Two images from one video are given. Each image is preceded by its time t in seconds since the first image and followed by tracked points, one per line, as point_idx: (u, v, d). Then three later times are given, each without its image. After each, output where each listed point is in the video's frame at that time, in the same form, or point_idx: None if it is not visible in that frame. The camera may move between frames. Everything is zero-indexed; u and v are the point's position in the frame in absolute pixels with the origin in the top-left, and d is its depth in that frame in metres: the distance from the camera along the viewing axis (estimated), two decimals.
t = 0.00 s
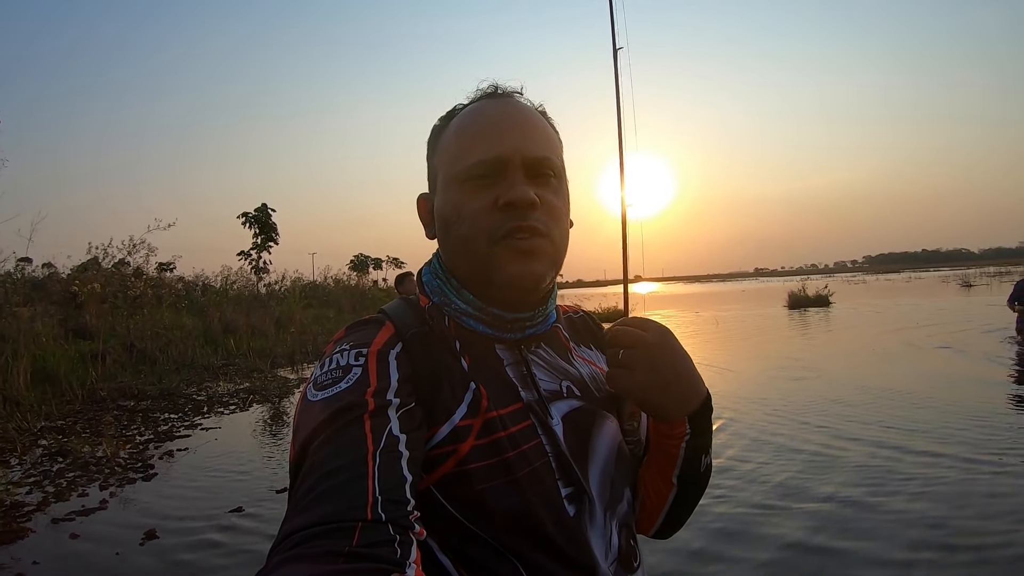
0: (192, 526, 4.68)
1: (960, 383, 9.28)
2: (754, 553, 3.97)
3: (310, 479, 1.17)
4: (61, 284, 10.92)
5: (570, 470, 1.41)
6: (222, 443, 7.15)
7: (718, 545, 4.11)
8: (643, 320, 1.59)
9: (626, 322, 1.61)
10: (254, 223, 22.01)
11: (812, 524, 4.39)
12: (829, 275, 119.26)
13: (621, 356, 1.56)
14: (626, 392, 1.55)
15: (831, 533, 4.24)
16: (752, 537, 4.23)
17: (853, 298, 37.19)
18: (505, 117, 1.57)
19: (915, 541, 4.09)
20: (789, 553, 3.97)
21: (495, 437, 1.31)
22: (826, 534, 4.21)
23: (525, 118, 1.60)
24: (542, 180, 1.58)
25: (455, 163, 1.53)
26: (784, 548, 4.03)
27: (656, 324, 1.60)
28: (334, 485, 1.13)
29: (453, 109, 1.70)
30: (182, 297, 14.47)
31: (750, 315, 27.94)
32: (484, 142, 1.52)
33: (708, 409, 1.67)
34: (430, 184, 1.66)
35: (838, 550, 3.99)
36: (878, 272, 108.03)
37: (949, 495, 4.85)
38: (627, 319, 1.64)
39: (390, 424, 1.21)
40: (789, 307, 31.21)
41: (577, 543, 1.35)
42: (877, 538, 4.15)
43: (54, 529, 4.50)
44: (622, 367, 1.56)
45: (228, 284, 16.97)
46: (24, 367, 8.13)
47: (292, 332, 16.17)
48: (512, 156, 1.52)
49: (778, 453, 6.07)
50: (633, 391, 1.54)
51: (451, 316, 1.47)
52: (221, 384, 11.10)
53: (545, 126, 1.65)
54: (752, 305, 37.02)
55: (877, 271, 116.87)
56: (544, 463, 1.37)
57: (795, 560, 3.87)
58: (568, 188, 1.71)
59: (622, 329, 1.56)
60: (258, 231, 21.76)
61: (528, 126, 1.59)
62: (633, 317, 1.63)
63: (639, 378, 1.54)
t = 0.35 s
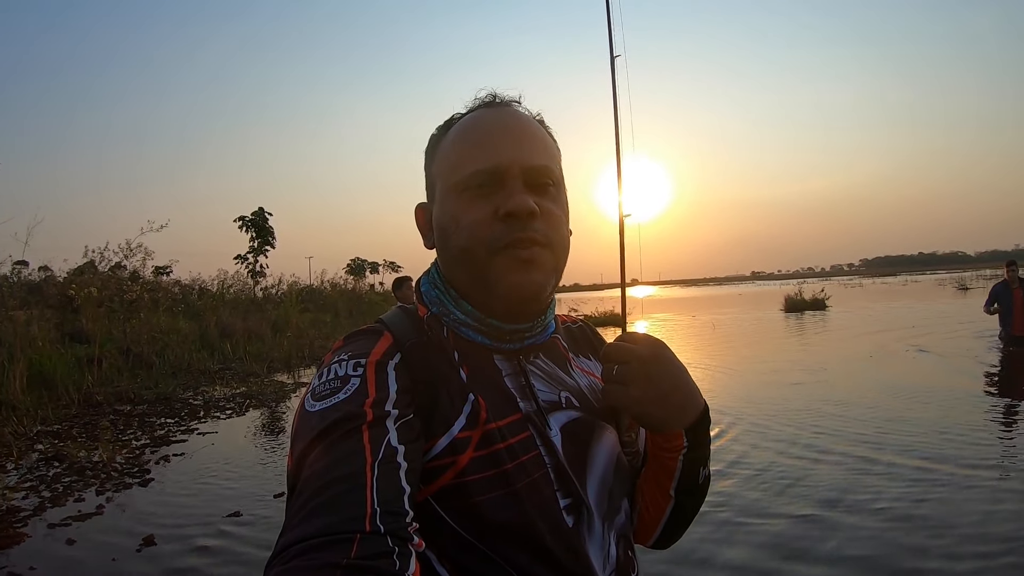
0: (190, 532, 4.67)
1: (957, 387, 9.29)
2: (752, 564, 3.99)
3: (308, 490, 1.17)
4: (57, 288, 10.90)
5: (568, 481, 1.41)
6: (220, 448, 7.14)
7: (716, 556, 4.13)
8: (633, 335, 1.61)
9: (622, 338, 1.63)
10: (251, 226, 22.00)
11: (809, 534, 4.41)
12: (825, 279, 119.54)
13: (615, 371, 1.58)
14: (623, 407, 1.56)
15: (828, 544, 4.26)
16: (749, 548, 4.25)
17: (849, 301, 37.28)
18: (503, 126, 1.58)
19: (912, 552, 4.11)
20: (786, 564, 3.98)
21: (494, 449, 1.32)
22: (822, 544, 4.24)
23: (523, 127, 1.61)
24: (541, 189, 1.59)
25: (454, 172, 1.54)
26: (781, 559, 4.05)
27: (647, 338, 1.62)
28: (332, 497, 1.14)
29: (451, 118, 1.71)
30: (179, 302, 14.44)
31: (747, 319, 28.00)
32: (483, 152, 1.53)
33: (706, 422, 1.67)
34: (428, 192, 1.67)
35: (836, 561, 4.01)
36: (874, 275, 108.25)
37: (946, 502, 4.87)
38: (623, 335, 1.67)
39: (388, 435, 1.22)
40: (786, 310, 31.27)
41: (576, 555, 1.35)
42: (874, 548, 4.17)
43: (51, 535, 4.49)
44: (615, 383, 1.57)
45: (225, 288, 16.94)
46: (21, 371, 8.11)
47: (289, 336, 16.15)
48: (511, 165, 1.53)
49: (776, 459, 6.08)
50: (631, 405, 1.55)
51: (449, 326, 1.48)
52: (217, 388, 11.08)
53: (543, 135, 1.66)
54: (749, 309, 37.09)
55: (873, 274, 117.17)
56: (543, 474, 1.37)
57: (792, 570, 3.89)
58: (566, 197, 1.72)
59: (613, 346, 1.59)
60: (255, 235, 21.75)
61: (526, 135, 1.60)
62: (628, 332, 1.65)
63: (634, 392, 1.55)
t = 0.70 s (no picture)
0: (187, 530, 4.66)
1: (952, 388, 9.32)
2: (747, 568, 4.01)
3: (311, 491, 1.17)
4: (53, 284, 10.85)
5: (569, 483, 1.42)
6: (216, 446, 7.13)
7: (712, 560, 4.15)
8: (633, 337, 1.61)
9: (622, 340, 1.63)
10: (248, 224, 21.98)
11: (806, 538, 4.43)
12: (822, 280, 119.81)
13: (616, 374, 1.58)
14: (623, 410, 1.56)
15: (823, 547, 4.29)
16: (746, 552, 4.27)
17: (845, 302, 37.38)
18: (507, 127, 1.58)
19: (909, 555, 4.13)
20: (782, 568, 4.00)
21: (496, 451, 1.32)
22: (819, 548, 4.26)
23: (526, 128, 1.61)
24: (544, 190, 1.59)
25: (457, 173, 1.54)
26: (778, 564, 4.07)
27: (648, 339, 1.62)
28: (335, 499, 1.14)
29: (453, 118, 1.70)
30: (175, 298, 14.40)
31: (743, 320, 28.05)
32: (486, 153, 1.52)
33: (707, 424, 1.67)
34: (430, 193, 1.67)
35: (832, 564, 4.03)
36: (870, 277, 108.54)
37: (941, 504, 4.90)
38: (624, 338, 1.67)
39: (390, 437, 1.22)
40: (782, 311, 31.34)
41: (577, 557, 1.36)
42: (869, 551, 4.20)
43: (48, 534, 4.48)
44: (615, 385, 1.57)
45: (221, 285, 16.92)
46: (16, 368, 8.08)
47: (285, 334, 16.12)
48: (515, 165, 1.53)
49: (772, 461, 6.10)
50: (631, 409, 1.55)
51: (452, 327, 1.49)
52: (213, 386, 11.05)
53: (546, 136, 1.66)
54: (746, 309, 37.16)
55: (870, 276, 117.47)
56: (544, 475, 1.38)
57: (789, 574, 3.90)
58: (569, 198, 1.71)
59: (613, 349, 1.59)
60: (252, 232, 21.72)
61: (530, 136, 1.60)
62: (628, 334, 1.65)
63: (634, 395, 1.55)
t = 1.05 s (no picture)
0: (183, 529, 4.67)
1: (947, 392, 9.36)
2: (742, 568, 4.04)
3: (306, 486, 1.18)
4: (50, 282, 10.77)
5: (564, 479, 1.42)
6: (212, 445, 7.12)
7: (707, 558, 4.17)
8: (627, 334, 1.62)
9: (616, 337, 1.65)
10: (245, 223, 21.95)
11: (800, 539, 4.46)
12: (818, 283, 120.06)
13: (610, 371, 1.59)
14: (617, 407, 1.57)
15: (817, 549, 4.31)
16: (740, 552, 4.29)
17: (841, 306, 37.44)
18: (502, 124, 1.59)
19: (902, 557, 4.16)
20: (776, 568, 4.03)
21: (491, 446, 1.33)
22: (813, 550, 4.28)
23: (519, 124, 1.62)
24: (539, 186, 1.60)
25: (452, 170, 1.55)
26: (772, 564, 4.09)
27: (642, 336, 1.63)
28: (330, 493, 1.15)
29: (447, 116, 1.71)
30: (172, 297, 14.35)
31: (740, 322, 28.09)
32: (482, 149, 1.53)
33: (701, 420, 1.69)
34: (425, 190, 1.68)
35: (826, 566, 4.05)
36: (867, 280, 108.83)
37: (934, 507, 4.92)
38: (618, 334, 1.68)
39: (385, 432, 1.22)
40: (779, 313, 31.40)
41: (572, 552, 1.37)
42: (863, 553, 4.22)
43: (43, 532, 4.48)
44: (609, 383, 1.58)
45: (218, 285, 16.89)
46: (12, 366, 8.06)
47: (281, 335, 16.10)
48: (510, 162, 1.54)
49: (767, 463, 6.12)
50: (625, 406, 1.56)
51: (447, 323, 1.50)
52: (209, 385, 11.03)
53: (539, 133, 1.67)
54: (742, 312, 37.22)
55: (866, 279, 117.81)
56: (539, 471, 1.39)
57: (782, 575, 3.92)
58: (564, 195, 1.72)
59: (608, 346, 1.60)
60: (249, 232, 21.70)
61: (524, 132, 1.61)
62: (623, 331, 1.66)
63: (628, 392, 1.56)
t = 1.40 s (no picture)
0: (180, 530, 4.67)
1: (945, 396, 9.37)
2: None
3: (303, 490, 1.18)
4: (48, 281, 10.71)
5: (562, 481, 1.43)
6: (209, 446, 7.12)
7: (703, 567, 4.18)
8: (625, 336, 1.62)
9: (613, 340, 1.65)
10: (243, 224, 21.93)
11: (799, 547, 4.47)
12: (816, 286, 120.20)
13: (606, 374, 1.59)
14: (615, 410, 1.57)
15: (812, 556, 4.33)
16: (739, 560, 4.30)
17: (838, 309, 37.51)
18: (498, 127, 1.59)
19: (901, 564, 4.16)
20: None
21: (489, 449, 1.33)
22: (812, 559, 4.29)
23: (515, 128, 1.62)
24: (535, 189, 1.60)
25: (449, 173, 1.55)
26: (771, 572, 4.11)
27: (640, 338, 1.63)
28: (328, 496, 1.14)
29: (444, 120, 1.72)
30: (170, 297, 14.32)
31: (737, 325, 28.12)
32: (478, 152, 1.54)
33: (699, 422, 1.68)
34: (422, 194, 1.68)
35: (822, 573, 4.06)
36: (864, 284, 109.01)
37: (929, 512, 4.95)
38: (616, 337, 1.68)
39: (383, 435, 1.22)
40: (776, 316, 31.45)
41: (571, 554, 1.37)
42: (858, 560, 4.24)
43: (41, 532, 4.48)
44: (607, 386, 1.58)
45: (216, 285, 16.87)
46: (9, 366, 8.04)
47: (279, 335, 16.08)
48: (506, 165, 1.54)
49: (764, 467, 6.14)
50: (623, 408, 1.56)
51: (445, 327, 1.50)
52: (207, 386, 11.02)
53: (536, 136, 1.67)
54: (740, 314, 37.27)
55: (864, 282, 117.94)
56: (538, 474, 1.39)
57: None
58: (561, 198, 1.73)
59: (605, 348, 1.60)
60: (247, 232, 21.68)
61: (520, 136, 1.61)
62: (620, 333, 1.67)
63: (626, 394, 1.56)
